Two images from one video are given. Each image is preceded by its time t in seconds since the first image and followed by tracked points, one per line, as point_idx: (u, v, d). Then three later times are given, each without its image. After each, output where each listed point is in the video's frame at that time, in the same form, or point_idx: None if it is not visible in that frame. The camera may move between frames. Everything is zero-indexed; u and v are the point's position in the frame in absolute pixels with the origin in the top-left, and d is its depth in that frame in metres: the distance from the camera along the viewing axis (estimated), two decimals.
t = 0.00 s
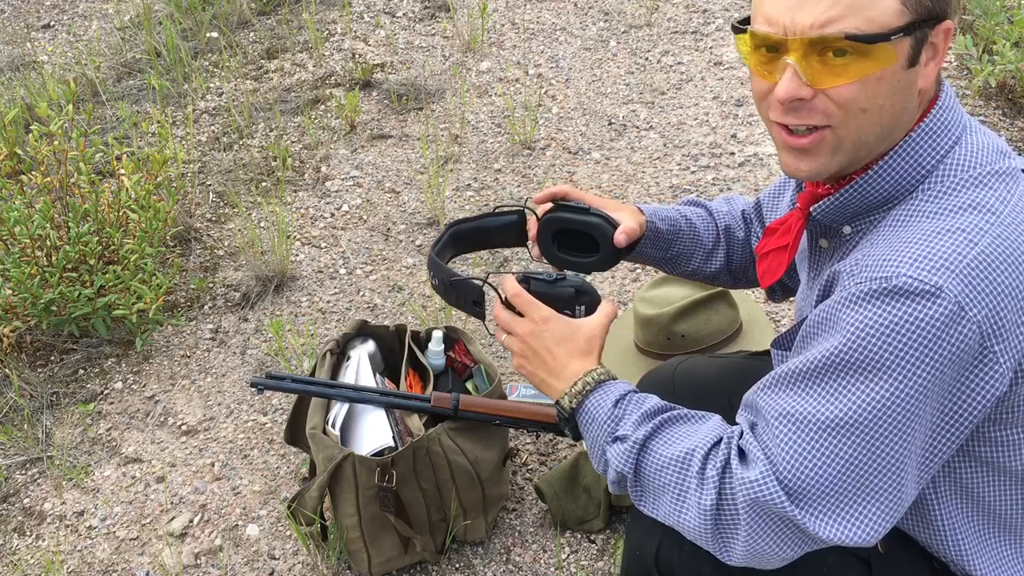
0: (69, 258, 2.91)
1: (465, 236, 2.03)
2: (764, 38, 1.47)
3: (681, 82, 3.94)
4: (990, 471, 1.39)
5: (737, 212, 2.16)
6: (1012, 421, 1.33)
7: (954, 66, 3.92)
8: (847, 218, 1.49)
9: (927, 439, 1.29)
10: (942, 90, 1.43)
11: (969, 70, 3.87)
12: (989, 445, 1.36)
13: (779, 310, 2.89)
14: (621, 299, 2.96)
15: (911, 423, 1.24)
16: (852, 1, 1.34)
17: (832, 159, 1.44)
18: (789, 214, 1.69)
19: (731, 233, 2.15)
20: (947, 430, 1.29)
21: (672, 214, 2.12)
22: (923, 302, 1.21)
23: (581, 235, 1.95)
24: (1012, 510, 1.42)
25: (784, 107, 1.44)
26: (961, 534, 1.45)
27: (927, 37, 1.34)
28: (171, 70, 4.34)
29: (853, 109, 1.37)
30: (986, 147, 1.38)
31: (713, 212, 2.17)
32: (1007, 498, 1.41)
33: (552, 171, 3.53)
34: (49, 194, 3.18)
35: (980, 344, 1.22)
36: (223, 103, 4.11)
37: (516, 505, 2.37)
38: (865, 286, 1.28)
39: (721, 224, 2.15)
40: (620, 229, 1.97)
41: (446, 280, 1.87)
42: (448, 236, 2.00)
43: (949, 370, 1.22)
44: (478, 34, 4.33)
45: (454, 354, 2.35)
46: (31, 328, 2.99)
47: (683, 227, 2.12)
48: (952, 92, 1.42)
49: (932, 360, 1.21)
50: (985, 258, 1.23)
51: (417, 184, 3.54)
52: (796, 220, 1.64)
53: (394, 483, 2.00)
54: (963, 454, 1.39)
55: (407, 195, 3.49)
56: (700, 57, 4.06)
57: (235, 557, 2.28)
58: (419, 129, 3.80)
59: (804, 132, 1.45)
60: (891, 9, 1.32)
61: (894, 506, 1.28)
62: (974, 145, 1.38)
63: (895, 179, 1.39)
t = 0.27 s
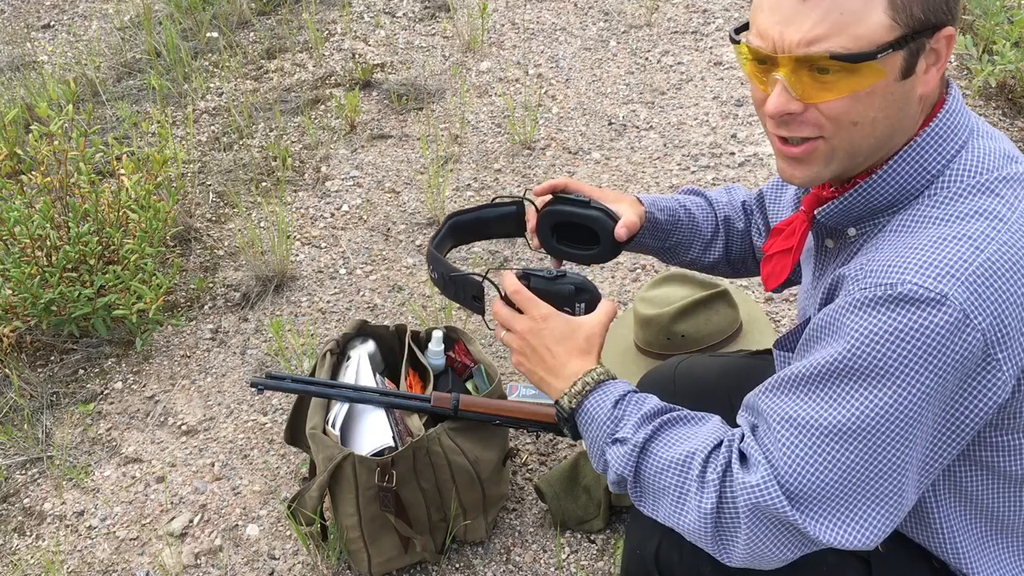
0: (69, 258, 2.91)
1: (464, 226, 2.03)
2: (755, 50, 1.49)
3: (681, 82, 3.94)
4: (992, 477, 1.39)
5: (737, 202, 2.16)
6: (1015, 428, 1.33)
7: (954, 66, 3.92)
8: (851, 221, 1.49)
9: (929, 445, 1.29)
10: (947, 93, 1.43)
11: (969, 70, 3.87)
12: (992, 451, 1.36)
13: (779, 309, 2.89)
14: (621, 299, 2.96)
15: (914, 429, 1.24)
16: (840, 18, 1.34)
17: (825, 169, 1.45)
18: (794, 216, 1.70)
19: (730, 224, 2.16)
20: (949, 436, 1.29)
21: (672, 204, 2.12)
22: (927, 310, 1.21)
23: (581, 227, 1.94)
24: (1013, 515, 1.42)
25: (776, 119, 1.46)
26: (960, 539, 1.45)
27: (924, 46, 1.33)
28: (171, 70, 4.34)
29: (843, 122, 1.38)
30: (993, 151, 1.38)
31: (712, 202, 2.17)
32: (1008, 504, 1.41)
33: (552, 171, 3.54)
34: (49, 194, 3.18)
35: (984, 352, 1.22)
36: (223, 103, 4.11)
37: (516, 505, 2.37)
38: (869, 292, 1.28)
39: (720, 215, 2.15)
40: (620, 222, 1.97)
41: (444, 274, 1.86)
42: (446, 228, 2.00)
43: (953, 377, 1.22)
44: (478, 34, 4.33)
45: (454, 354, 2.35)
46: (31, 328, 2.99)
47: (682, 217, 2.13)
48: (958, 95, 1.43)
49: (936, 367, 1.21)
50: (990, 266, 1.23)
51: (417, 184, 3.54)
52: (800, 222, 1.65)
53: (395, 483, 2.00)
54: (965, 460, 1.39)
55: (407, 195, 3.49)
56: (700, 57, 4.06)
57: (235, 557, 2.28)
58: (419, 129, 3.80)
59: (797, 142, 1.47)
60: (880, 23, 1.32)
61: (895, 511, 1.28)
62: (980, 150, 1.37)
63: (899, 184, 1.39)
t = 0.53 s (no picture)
0: (69, 258, 2.91)
1: (474, 225, 2.03)
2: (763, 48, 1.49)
3: (681, 82, 3.94)
4: (988, 479, 1.39)
5: (748, 203, 2.15)
6: (1009, 433, 1.32)
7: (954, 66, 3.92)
8: (854, 221, 1.50)
9: (923, 448, 1.29)
10: (953, 95, 1.42)
11: (969, 70, 3.87)
12: (988, 454, 1.36)
13: (779, 309, 2.89)
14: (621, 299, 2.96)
15: (907, 432, 1.24)
16: (849, 19, 1.33)
17: (828, 169, 1.46)
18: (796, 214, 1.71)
19: (742, 226, 2.15)
20: (943, 440, 1.28)
21: (685, 210, 2.12)
22: (923, 311, 1.21)
23: (591, 240, 2.01)
24: (1009, 519, 1.41)
25: (781, 118, 1.46)
26: (953, 540, 1.45)
27: (933, 51, 1.32)
28: (171, 70, 4.34)
29: (849, 123, 1.38)
30: (998, 155, 1.37)
31: (724, 204, 2.16)
32: (1003, 508, 1.40)
33: (553, 171, 3.54)
34: (49, 194, 3.18)
35: (979, 356, 1.21)
36: (223, 103, 4.11)
37: (516, 505, 2.37)
38: (867, 291, 1.28)
39: (732, 218, 2.14)
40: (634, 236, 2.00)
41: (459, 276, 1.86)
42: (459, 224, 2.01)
43: (946, 380, 1.22)
44: (478, 34, 4.33)
45: (454, 354, 2.35)
46: (31, 328, 2.99)
47: (695, 222, 2.13)
48: (965, 99, 1.42)
49: (929, 369, 1.21)
50: (988, 270, 1.23)
51: (417, 184, 3.54)
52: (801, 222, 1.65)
53: (394, 483, 2.00)
54: (962, 461, 1.39)
55: (408, 195, 3.49)
56: (700, 57, 4.07)
57: (235, 557, 2.28)
58: (419, 129, 3.80)
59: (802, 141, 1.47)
60: (891, 25, 1.31)
61: (885, 512, 1.28)
62: (986, 153, 1.37)
63: (902, 185, 1.39)
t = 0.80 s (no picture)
0: (69, 258, 2.91)
1: (493, 260, 2.07)
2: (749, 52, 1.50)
3: (681, 82, 3.93)
4: (984, 476, 1.39)
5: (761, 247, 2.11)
6: (1005, 430, 1.32)
7: (954, 66, 3.91)
8: (846, 223, 1.49)
9: (918, 446, 1.28)
10: (943, 97, 1.41)
11: (968, 70, 3.87)
12: (983, 451, 1.36)
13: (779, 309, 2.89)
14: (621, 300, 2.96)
15: (900, 429, 1.24)
16: (832, 23, 1.35)
17: (814, 169, 1.47)
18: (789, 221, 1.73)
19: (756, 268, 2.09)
20: (937, 438, 1.28)
21: (698, 249, 2.07)
22: (913, 308, 1.21)
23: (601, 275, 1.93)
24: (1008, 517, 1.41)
25: (767, 120, 1.48)
26: (954, 538, 1.45)
27: (916, 55, 1.32)
28: (171, 70, 4.34)
29: (833, 125, 1.39)
30: (987, 155, 1.37)
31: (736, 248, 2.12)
32: (1001, 505, 1.40)
33: (552, 171, 3.53)
34: (49, 194, 3.18)
35: (970, 352, 1.21)
36: (223, 103, 4.11)
37: (516, 505, 2.37)
38: (858, 290, 1.28)
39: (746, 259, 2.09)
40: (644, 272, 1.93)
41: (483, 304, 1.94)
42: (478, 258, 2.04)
43: (938, 377, 1.22)
44: (478, 34, 4.33)
45: (454, 354, 2.35)
46: (31, 328, 2.99)
47: (709, 260, 2.07)
48: (954, 99, 1.40)
49: (921, 366, 1.21)
50: (978, 266, 1.23)
51: (417, 184, 3.53)
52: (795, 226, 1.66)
53: (394, 483, 2.00)
54: (957, 458, 1.39)
55: (408, 195, 3.49)
56: (700, 57, 4.06)
57: (235, 557, 2.28)
58: (419, 129, 3.80)
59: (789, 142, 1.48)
60: (873, 29, 1.32)
61: (881, 511, 1.27)
62: (974, 153, 1.36)
63: (891, 187, 1.39)
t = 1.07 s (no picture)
0: (69, 258, 2.91)
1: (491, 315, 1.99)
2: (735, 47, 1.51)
3: (681, 82, 3.94)
4: (983, 473, 1.38)
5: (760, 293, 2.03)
6: (1003, 423, 1.32)
7: (954, 66, 3.91)
8: (837, 226, 1.50)
9: (915, 442, 1.28)
10: (932, 102, 1.41)
11: (968, 70, 3.87)
12: (981, 447, 1.35)
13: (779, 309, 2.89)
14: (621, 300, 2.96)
15: (896, 425, 1.23)
16: (805, 26, 1.35)
17: (787, 167, 1.48)
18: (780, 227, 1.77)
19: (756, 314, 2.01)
20: (935, 432, 1.28)
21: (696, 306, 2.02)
22: (904, 303, 1.21)
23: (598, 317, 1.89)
24: (1010, 515, 1.40)
25: (746, 113, 1.50)
26: (957, 535, 1.45)
27: (892, 63, 1.31)
28: (171, 70, 4.34)
29: (803, 125, 1.40)
30: (975, 157, 1.37)
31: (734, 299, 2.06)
32: (1003, 502, 1.39)
33: (552, 172, 3.54)
34: (49, 194, 3.18)
35: (963, 346, 1.21)
36: (223, 103, 4.11)
37: (516, 505, 2.37)
38: (850, 286, 1.28)
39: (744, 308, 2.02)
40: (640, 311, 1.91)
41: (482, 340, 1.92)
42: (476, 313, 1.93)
43: (934, 371, 1.22)
44: (478, 34, 4.33)
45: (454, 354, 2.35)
46: (31, 328, 2.99)
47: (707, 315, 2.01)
48: (942, 104, 1.40)
49: (916, 361, 1.21)
50: (968, 259, 1.23)
51: (417, 184, 3.53)
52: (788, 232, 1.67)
53: (394, 483, 2.00)
54: (954, 456, 1.39)
55: (407, 195, 3.49)
56: (700, 57, 4.07)
57: (235, 557, 2.28)
58: (419, 129, 3.80)
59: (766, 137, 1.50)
60: (843, 36, 1.32)
61: (882, 509, 1.27)
62: (962, 156, 1.36)
63: (879, 187, 1.39)
